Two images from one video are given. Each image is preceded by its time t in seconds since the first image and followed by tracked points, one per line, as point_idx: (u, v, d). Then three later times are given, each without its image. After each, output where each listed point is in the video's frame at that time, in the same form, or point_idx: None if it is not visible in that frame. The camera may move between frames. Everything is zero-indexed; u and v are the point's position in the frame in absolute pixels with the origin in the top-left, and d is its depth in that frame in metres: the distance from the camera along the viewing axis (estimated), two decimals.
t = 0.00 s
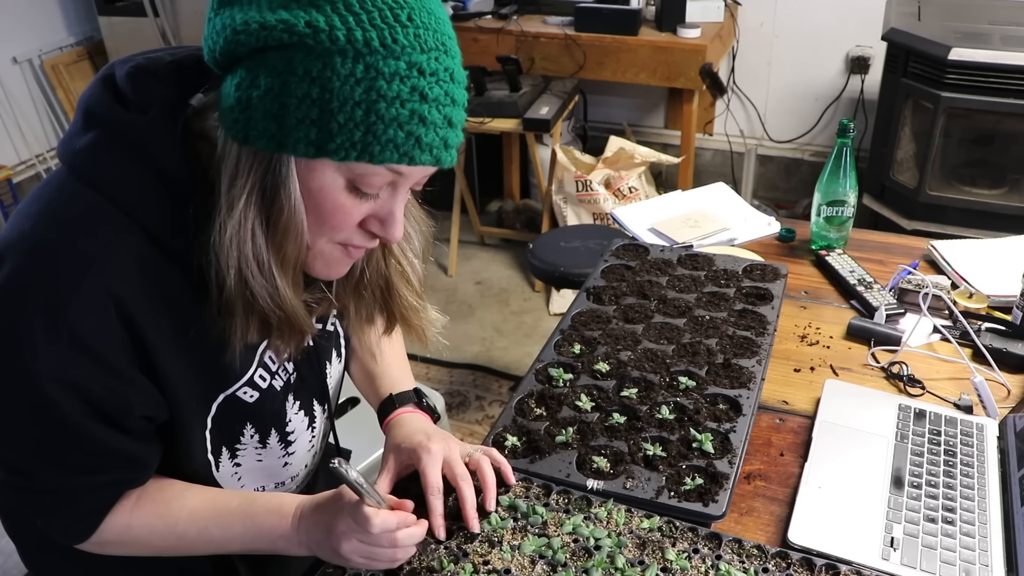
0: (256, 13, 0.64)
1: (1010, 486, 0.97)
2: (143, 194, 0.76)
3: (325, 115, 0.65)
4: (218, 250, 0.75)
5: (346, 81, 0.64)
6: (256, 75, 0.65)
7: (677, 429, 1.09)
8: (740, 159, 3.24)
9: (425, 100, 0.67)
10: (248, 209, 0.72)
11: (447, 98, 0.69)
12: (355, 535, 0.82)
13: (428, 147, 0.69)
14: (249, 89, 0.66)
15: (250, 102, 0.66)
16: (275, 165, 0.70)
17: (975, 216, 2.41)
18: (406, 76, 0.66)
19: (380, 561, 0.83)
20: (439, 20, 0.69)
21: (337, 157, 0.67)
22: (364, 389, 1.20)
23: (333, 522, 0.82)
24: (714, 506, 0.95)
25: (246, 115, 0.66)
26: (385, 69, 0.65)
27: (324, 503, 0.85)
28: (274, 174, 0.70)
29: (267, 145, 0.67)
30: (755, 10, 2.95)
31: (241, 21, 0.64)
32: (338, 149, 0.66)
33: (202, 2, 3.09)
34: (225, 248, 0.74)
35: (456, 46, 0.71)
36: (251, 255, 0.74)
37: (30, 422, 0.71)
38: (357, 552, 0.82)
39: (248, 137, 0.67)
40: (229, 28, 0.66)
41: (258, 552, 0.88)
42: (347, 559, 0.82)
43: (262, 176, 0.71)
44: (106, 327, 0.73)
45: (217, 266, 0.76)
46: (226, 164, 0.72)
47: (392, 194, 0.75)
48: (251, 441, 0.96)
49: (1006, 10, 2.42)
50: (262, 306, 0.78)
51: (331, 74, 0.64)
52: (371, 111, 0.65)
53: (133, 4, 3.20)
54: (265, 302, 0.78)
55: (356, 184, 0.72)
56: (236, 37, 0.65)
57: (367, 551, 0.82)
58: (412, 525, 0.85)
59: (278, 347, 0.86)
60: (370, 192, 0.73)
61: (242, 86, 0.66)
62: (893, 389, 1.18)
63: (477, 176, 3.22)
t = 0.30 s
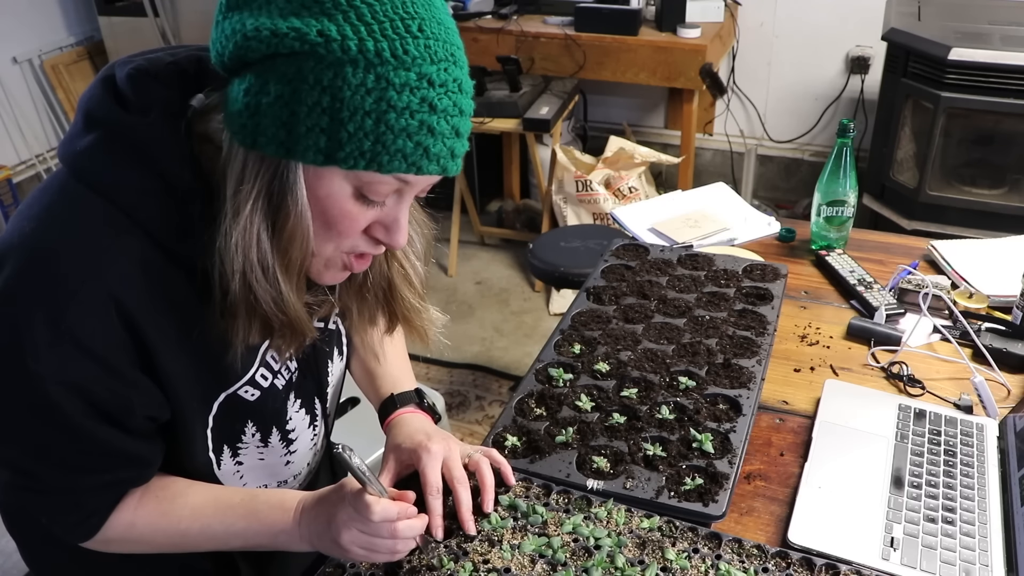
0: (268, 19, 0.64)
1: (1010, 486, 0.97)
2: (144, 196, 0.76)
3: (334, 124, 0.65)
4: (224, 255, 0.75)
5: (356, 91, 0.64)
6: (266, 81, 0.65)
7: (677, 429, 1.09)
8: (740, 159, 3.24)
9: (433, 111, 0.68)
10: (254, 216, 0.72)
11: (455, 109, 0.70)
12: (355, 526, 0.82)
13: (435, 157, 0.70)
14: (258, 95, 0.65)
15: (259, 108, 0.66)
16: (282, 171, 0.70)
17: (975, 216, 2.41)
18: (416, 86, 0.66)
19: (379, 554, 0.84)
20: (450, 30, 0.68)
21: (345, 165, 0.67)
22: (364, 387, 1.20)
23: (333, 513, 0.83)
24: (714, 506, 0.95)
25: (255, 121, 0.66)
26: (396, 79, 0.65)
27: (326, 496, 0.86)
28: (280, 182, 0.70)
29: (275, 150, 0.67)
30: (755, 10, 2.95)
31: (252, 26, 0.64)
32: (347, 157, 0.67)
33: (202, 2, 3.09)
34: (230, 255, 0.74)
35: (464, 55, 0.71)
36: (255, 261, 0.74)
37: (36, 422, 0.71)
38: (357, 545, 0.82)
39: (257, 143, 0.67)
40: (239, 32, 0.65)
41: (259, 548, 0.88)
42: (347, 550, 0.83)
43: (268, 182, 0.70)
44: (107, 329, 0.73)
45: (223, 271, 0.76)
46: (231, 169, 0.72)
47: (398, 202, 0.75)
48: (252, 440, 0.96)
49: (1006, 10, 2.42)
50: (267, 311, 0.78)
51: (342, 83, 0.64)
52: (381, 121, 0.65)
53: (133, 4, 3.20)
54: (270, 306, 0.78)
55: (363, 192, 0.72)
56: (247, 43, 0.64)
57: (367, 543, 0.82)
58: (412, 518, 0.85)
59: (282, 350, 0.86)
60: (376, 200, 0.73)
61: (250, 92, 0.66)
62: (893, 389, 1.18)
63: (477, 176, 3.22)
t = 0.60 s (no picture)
0: (279, 39, 0.63)
1: (1010, 486, 0.97)
2: (152, 197, 0.76)
3: (354, 142, 0.65)
4: (248, 279, 0.74)
5: (375, 108, 0.64)
6: (281, 102, 0.65)
7: (677, 429, 1.09)
8: (740, 159, 3.24)
9: (450, 122, 0.68)
10: (277, 231, 0.71)
11: (468, 116, 0.70)
12: (353, 521, 0.82)
13: (452, 165, 0.70)
14: (274, 115, 0.65)
15: (275, 128, 0.66)
16: (302, 186, 0.70)
17: (974, 216, 2.41)
18: (431, 99, 0.66)
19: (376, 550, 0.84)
20: (457, 37, 0.68)
21: (366, 180, 0.68)
22: (364, 386, 1.20)
23: (332, 508, 0.83)
24: (714, 507, 0.95)
25: (272, 142, 0.66)
26: (413, 94, 0.65)
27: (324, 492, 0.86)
28: (301, 193, 0.70)
29: (295, 169, 0.67)
30: (755, 10, 2.95)
31: (264, 47, 0.63)
32: (370, 172, 0.67)
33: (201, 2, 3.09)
34: (254, 271, 0.73)
35: (471, 61, 0.71)
36: (280, 276, 0.74)
37: (44, 424, 0.71)
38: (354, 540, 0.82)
39: (275, 162, 0.67)
40: (248, 53, 0.64)
41: (262, 543, 0.88)
42: (344, 545, 0.83)
43: (290, 196, 0.70)
44: (116, 330, 0.73)
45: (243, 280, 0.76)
46: (250, 188, 0.71)
47: (415, 210, 0.76)
48: (254, 436, 0.96)
49: (1006, 10, 2.42)
50: (293, 325, 0.78)
51: (360, 102, 0.64)
52: (400, 135, 0.66)
53: (133, 4, 3.20)
54: (296, 319, 0.77)
55: (383, 204, 0.73)
56: (260, 65, 0.64)
57: (364, 538, 0.82)
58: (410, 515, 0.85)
59: (307, 363, 0.86)
60: (396, 209, 0.74)
61: (264, 112, 0.66)
62: (893, 390, 1.18)
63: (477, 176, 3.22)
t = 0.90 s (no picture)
0: (281, 30, 0.64)
1: (1010, 486, 0.97)
2: (153, 195, 0.76)
3: (350, 134, 0.65)
4: (244, 270, 0.75)
5: (371, 101, 0.64)
6: (280, 92, 0.65)
7: (677, 429, 1.09)
8: (740, 159, 3.24)
9: (448, 118, 0.68)
10: (271, 224, 0.71)
11: (468, 114, 0.70)
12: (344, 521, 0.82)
13: (450, 163, 0.70)
14: (273, 106, 0.65)
15: (274, 119, 0.66)
16: (297, 179, 0.70)
17: (974, 216, 2.41)
18: (430, 94, 0.66)
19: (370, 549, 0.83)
20: (460, 35, 0.68)
21: (362, 174, 0.68)
22: (364, 385, 1.20)
23: (324, 509, 0.83)
24: (713, 507, 0.95)
25: (271, 132, 0.66)
26: (410, 88, 0.65)
27: (317, 495, 0.85)
28: (296, 188, 0.70)
29: (292, 162, 0.67)
30: (755, 10, 2.95)
31: (264, 38, 0.64)
32: (365, 166, 0.67)
33: (202, 2, 3.09)
34: (248, 263, 0.73)
35: (474, 60, 0.71)
36: (274, 269, 0.74)
37: (44, 426, 0.72)
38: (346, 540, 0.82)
39: (272, 153, 0.67)
40: (250, 44, 0.65)
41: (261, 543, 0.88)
42: (338, 546, 0.83)
43: (285, 189, 0.70)
44: (118, 329, 0.73)
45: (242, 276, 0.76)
46: (248, 175, 0.71)
47: (412, 207, 0.76)
48: (255, 432, 0.96)
49: (1006, 10, 2.42)
50: (287, 317, 0.78)
51: (357, 93, 0.64)
52: (397, 129, 0.65)
53: (133, 4, 3.20)
54: (290, 312, 0.77)
55: (379, 199, 0.73)
56: (260, 55, 0.64)
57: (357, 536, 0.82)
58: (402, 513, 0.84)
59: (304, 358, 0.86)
60: (393, 206, 0.73)
61: (264, 103, 0.66)
62: (893, 390, 1.18)
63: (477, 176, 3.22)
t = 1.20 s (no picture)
0: (261, 32, 0.64)
1: (1010, 486, 0.97)
2: (152, 199, 0.76)
3: (327, 138, 0.65)
4: (227, 268, 0.75)
5: (348, 104, 0.64)
6: (260, 94, 0.66)
7: (677, 429, 1.09)
8: (740, 159, 3.24)
9: (428, 121, 0.67)
10: (256, 228, 0.72)
11: (452, 116, 0.69)
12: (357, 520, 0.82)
13: (433, 167, 0.69)
14: (253, 109, 0.66)
15: (255, 121, 0.66)
16: (280, 182, 0.70)
17: (974, 216, 2.41)
18: (409, 97, 0.65)
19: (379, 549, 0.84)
20: (447, 36, 0.67)
21: (341, 178, 0.67)
22: (364, 383, 1.21)
23: (335, 508, 0.83)
24: (713, 507, 0.95)
25: (251, 134, 0.67)
26: (388, 92, 0.64)
27: (324, 493, 0.85)
28: (279, 192, 0.70)
29: (271, 164, 0.67)
30: (755, 10, 2.95)
31: (244, 40, 0.64)
32: (342, 170, 0.66)
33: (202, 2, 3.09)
34: (233, 267, 0.73)
35: (463, 61, 0.70)
36: (260, 272, 0.74)
37: (41, 431, 0.72)
38: (358, 540, 0.82)
39: (254, 156, 0.68)
40: (233, 46, 0.65)
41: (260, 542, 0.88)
42: (347, 546, 0.83)
43: (269, 194, 0.71)
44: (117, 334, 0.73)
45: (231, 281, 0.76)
46: (235, 181, 0.72)
47: (398, 213, 0.75)
48: (252, 431, 0.95)
49: (1006, 10, 2.42)
50: (274, 323, 0.77)
51: (333, 96, 0.64)
52: (373, 133, 0.65)
53: (133, 4, 3.19)
54: (277, 318, 0.77)
55: (363, 204, 0.72)
56: (239, 57, 0.65)
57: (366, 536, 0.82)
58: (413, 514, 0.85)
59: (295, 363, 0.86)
60: (377, 211, 0.73)
61: (247, 104, 0.67)
62: (893, 390, 1.18)
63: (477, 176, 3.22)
